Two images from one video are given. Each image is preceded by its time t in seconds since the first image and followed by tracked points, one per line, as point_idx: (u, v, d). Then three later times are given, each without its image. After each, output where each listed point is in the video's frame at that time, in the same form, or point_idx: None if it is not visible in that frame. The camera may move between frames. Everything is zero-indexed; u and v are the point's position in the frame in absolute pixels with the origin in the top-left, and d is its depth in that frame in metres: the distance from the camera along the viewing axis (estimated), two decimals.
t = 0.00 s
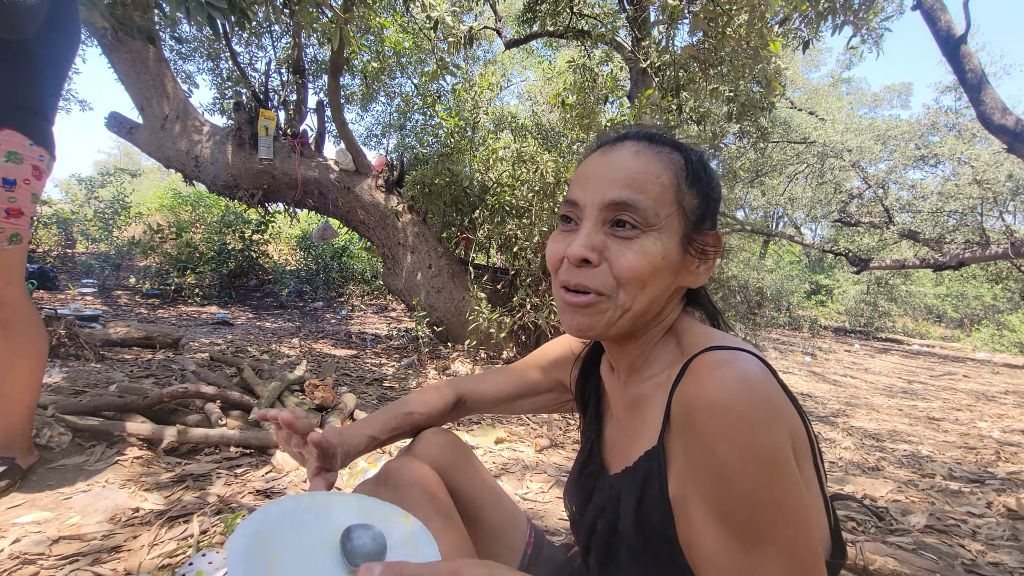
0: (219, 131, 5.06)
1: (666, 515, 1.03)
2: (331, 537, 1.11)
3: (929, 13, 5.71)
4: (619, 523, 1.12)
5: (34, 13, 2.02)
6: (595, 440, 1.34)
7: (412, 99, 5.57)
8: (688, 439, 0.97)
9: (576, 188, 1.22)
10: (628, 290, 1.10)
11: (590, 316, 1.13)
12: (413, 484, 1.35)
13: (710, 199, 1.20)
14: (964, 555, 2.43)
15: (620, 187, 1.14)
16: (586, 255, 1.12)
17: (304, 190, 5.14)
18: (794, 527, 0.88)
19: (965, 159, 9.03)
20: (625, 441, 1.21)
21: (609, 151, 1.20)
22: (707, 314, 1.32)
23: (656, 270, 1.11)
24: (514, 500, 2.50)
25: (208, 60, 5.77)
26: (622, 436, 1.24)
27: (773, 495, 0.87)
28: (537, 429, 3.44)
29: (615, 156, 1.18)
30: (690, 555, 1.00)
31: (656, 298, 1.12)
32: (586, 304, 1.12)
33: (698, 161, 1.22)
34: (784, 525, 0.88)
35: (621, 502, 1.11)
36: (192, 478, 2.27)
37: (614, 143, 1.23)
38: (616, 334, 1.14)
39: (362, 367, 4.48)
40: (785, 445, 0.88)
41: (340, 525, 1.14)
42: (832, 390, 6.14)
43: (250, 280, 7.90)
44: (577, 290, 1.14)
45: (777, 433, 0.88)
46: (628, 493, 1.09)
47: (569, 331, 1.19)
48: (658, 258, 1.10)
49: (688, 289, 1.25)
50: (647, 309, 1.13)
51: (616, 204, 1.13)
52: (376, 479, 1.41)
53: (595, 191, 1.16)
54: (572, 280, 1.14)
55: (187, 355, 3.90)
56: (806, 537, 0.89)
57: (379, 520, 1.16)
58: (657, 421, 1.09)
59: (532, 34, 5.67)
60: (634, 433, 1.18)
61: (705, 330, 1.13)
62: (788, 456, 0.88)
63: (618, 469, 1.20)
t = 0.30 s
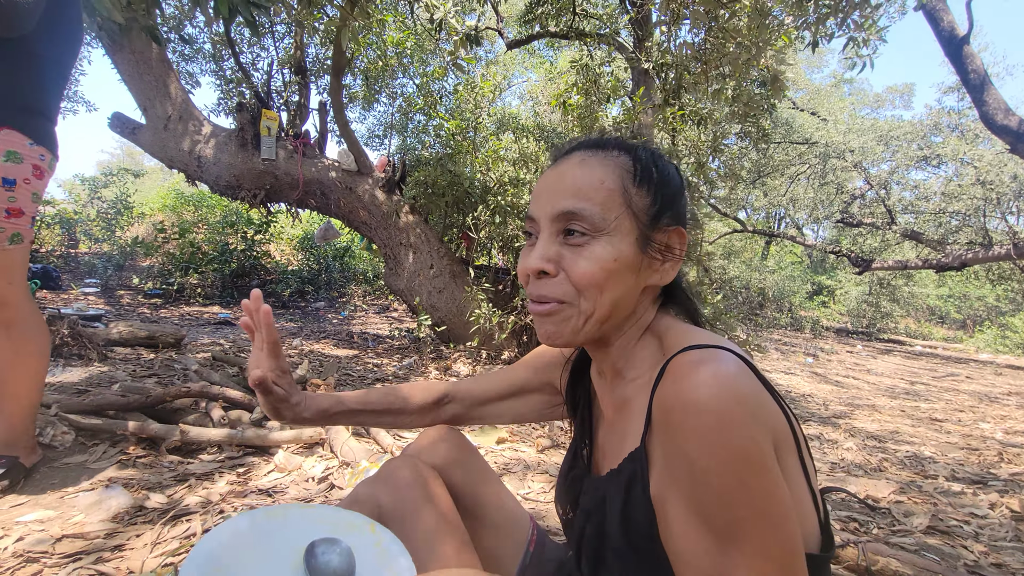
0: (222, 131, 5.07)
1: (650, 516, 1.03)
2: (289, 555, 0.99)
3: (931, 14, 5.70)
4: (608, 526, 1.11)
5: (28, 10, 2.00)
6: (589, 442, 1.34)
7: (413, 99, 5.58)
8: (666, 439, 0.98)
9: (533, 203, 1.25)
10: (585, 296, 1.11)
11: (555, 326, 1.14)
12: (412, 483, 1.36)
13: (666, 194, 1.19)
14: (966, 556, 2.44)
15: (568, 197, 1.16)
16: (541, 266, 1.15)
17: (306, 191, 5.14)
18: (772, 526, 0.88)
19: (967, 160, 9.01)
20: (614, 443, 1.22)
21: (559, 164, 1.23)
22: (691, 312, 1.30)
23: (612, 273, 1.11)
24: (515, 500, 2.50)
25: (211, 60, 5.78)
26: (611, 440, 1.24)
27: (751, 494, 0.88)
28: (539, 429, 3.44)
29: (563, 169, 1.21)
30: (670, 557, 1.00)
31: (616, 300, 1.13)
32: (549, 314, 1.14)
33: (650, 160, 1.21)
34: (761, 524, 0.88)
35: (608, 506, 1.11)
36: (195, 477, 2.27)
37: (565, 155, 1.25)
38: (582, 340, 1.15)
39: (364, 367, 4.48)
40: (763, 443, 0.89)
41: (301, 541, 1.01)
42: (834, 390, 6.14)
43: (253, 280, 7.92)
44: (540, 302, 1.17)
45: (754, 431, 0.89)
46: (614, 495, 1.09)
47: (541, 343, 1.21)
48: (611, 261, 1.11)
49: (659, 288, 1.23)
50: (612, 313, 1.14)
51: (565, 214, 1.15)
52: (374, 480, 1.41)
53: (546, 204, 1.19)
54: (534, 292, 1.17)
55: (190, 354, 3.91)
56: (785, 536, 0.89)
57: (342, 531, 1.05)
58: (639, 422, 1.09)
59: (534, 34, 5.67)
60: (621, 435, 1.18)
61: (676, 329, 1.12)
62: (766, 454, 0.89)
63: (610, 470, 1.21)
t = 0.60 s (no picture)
0: (225, 132, 5.09)
1: (659, 516, 1.04)
2: (308, 570, 0.96)
3: (934, 15, 5.70)
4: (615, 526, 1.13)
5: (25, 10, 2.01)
6: (595, 445, 1.35)
7: (416, 100, 5.60)
8: (676, 443, 0.98)
9: (548, 208, 1.23)
10: (616, 298, 1.11)
11: (586, 329, 1.13)
12: (416, 483, 1.38)
13: (676, 197, 1.22)
14: (968, 557, 2.44)
15: (590, 201, 1.15)
16: (571, 271, 1.12)
17: (309, 192, 5.15)
18: (782, 527, 0.89)
19: (971, 160, 8.99)
20: (623, 444, 1.22)
21: (574, 167, 1.22)
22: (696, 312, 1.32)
23: (641, 273, 1.11)
24: (518, 501, 2.51)
25: (215, 62, 5.81)
26: (619, 441, 1.24)
27: (762, 496, 0.88)
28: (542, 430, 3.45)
29: (580, 173, 1.20)
30: (680, 557, 1.01)
31: (643, 302, 1.13)
32: (579, 319, 1.12)
33: (658, 163, 1.23)
34: (771, 526, 0.88)
35: (615, 507, 1.12)
36: (200, 477, 2.29)
37: (576, 160, 1.25)
38: (611, 343, 1.14)
39: (367, 368, 4.49)
40: (773, 445, 0.89)
41: (318, 556, 0.98)
42: (837, 391, 6.13)
43: (256, 281, 7.94)
44: (569, 308, 1.14)
45: (764, 434, 0.89)
46: (622, 497, 1.10)
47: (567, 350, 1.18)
48: (639, 263, 1.11)
49: (672, 288, 1.26)
50: (638, 314, 1.14)
51: (589, 218, 1.14)
52: (379, 480, 1.42)
53: (567, 209, 1.17)
54: (561, 298, 1.14)
55: (193, 355, 3.92)
56: (794, 536, 0.89)
57: (359, 542, 1.02)
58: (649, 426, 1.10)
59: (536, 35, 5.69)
60: (631, 436, 1.19)
61: (694, 328, 1.14)
62: (776, 457, 0.89)
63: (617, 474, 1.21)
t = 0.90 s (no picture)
0: (228, 133, 5.11)
1: (678, 517, 1.04)
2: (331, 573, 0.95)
3: (939, 14, 5.67)
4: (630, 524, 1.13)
5: (26, 10, 2.02)
6: (605, 442, 1.35)
7: (418, 100, 5.61)
8: (698, 443, 0.98)
9: (571, 200, 1.22)
10: (639, 293, 1.11)
11: (607, 323, 1.13)
12: (422, 484, 1.38)
13: (699, 196, 1.22)
14: (973, 560, 2.42)
15: (616, 194, 1.14)
16: (594, 264, 1.12)
17: (311, 192, 5.16)
18: (806, 527, 0.90)
19: (976, 160, 8.95)
20: (637, 442, 1.22)
21: (599, 160, 1.21)
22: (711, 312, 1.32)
23: (664, 270, 1.12)
24: (520, 501, 2.51)
25: (219, 63, 5.83)
26: (632, 438, 1.25)
27: (787, 497, 0.89)
28: (544, 431, 3.45)
29: (605, 166, 1.19)
30: (698, 556, 1.02)
31: (665, 299, 1.13)
32: (600, 312, 1.13)
33: (682, 160, 1.23)
34: (796, 526, 0.89)
35: (631, 506, 1.12)
36: (202, 477, 2.29)
37: (601, 152, 1.24)
38: (631, 338, 1.14)
39: (369, 368, 4.50)
40: (798, 448, 0.89)
41: (341, 558, 0.97)
42: (841, 392, 6.12)
43: (259, 281, 7.96)
44: (590, 300, 1.14)
45: (790, 436, 0.89)
46: (639, 496, 1.10)
47: (586, 343, 1.18)
48: (664, 259, 1.11)
49: (690, 287, 1.26)
50: (659, 311, 1.14)
51: (615, 211, 1.14)
52: (383, 481, 1.40)
53: (592, 201, 1.17)
54: (584, 290, 1.14)
55: (196, 355, 3.93)
56: (817, 535, 0.91)
57: (383, 545, 1.01)
58: (666, 426, 1.10)
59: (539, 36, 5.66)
60: (645, 434, 1.19)
61: (713, 328, 1.14)
62: (802, 459, 0.89)
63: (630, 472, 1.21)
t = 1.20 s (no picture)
0: (232, 134, 5.12)
1: (687, 519, 1.04)
2: None
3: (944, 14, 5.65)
4: (637, 524, 1.13)
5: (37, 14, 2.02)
6: (609, 441, 1.35)
7: (422, 101, 5.62)
8: (709, 445, 0.98)
9: (583, 195, 1.22)
10: (647, 291, 1.11)
11: (612, 320, 1.13)
12: (426, 482, 1.38)
13: (713, 198, 1.22)
14: (979, 561, 2.42)
15: (631, 191, 1.14)
16: (604, 261, 1.12)
17: (314, 193, 5.17)
18: (817, 529, 0.90)
19: (980, 160, 8.91)
20: (643, 443, 1.22)
21: (614, 155, 1.21)
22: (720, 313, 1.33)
23: (674, 270, 1.12)
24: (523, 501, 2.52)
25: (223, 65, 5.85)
26: (638, 438, 1.25)
27: (798, 498, 0.89)
28: (546, 431, 3.45)
29: (620, 162, 1.19)
30: (708, 557, 1.02)
31: (674, 299, 1.13)
32: (606, 308, 1.13)
33: (698, 160, 1.23)
34: (808, 528, 0.90)
35: (639, 506, 1.13)
36: (206, 476, 2.30)
37: (616, 148, 1.24)
38: (637, 337, 1.14)
39: (372, 368, 4.51)
40: (809, 449, 0.89)
41: None
42: (845, 393, 6.10)
43: (262, 281, 7.98)
44: (597, 296, 1.14)
45: (801, 437, 0.89)
46: (647, 497, 1.10)
47: (591, 339, 1.18)
48: (675, 259, 1.12)
49: (699, 289, 1.26)
50: (666, 310, 1.14)
51: (628, 208, 1.14)
52: (387, 479, 1.41)
53: (605, 197, 1.17)
54: (591, 287, 1.14)
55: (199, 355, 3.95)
56: (828, 537, 0.91)
57: (393, 561, 0.98)
58: (674, 427, 1.10)
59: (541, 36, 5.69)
60: (651, 434, 1.19)
61: (722, 330, 1.15)
62: (813, 460, 0.89)
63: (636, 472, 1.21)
